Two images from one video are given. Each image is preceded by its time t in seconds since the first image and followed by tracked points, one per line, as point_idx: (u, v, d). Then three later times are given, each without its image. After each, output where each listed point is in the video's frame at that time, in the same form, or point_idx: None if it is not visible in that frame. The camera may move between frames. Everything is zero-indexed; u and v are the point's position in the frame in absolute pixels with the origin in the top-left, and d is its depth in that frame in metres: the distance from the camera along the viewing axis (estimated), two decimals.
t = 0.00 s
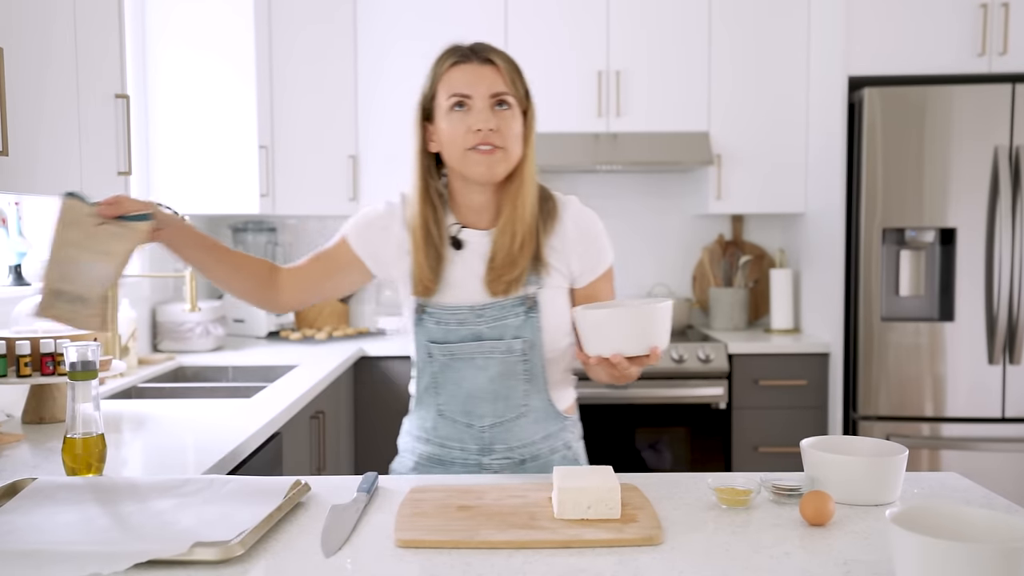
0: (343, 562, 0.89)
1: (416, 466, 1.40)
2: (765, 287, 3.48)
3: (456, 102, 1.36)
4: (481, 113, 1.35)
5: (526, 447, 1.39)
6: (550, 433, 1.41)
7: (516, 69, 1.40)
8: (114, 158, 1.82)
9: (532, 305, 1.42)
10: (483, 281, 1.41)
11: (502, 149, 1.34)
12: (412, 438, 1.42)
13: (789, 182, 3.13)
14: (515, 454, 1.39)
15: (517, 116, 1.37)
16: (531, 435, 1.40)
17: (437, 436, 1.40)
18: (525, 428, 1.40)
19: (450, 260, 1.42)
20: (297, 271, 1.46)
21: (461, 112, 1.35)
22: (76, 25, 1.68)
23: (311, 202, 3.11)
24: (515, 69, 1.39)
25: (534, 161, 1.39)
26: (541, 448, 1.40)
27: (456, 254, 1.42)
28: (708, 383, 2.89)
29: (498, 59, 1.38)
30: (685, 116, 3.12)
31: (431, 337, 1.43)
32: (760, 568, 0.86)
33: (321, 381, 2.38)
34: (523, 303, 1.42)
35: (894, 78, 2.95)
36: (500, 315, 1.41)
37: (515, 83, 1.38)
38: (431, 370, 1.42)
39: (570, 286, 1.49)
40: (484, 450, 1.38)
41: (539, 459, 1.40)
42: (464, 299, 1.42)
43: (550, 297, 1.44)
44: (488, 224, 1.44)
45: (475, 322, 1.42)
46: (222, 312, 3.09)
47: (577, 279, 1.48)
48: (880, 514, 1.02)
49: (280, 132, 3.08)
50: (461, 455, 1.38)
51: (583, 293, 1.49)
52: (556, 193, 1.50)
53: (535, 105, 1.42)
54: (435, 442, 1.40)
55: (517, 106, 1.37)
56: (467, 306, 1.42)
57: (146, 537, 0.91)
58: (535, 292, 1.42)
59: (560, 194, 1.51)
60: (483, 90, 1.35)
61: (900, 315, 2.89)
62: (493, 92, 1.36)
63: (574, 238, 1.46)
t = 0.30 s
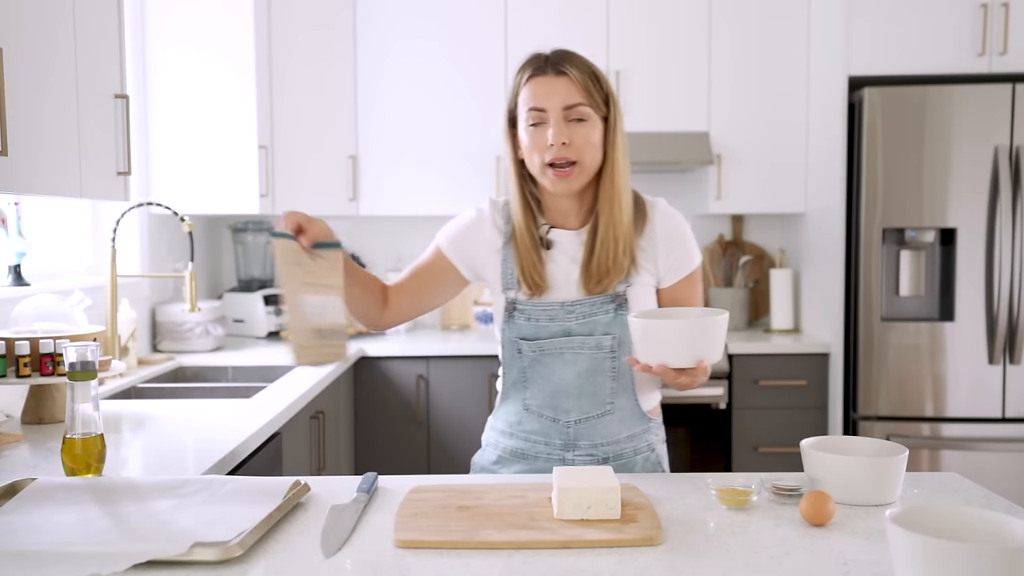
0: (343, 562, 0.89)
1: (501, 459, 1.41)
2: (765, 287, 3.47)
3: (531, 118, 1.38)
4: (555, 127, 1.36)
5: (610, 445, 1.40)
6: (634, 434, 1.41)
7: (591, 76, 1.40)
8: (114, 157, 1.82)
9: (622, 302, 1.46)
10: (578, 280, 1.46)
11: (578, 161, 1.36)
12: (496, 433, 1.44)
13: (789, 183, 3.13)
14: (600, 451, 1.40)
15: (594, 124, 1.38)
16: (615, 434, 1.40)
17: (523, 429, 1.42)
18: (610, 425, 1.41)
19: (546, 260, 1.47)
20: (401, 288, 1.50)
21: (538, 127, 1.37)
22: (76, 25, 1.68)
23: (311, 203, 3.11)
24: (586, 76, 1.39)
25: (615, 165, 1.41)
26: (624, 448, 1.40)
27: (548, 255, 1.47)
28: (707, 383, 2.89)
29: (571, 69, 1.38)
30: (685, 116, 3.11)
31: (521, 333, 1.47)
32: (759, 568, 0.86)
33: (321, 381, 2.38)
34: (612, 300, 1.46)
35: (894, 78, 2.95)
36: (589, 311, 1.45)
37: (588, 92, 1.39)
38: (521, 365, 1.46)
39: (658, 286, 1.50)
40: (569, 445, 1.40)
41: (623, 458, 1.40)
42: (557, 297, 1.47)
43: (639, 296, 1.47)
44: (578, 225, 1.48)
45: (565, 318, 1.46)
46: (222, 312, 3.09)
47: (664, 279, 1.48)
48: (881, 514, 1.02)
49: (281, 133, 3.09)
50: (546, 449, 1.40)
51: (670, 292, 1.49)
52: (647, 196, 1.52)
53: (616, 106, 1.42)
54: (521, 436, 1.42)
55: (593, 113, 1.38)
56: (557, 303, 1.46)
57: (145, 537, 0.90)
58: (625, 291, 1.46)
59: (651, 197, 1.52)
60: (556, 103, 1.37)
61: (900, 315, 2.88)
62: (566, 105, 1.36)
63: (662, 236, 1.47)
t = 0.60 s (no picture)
0: (343, 562, 0.89)
1: (521, 456, 1.38)
2: (765, 287, 3.47)
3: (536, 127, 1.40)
4: (547, 133, 1.36)
5: (633, 446, 1.37)
6: (658, 436, 1.38)
7: (580, 74, 1.38)
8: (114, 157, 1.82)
9: (654, 303, 1.43)
10: (611, 279, 1.44)
11: (575, 163, 1.37)
12: (518, 428, 1.41)
13: (789, 183, 3.13)
14: (622, 452, 1.37)
15: (586, 123, 1.36)
16: (639, 434, 1.37)
17: (545, 426, 1.39)
18: (634, 426, 1.38)
19: (580, 258, 1.44)
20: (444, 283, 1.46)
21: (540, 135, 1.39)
22: (76, 25, 1.68)
23: (310, 204, 3.11)
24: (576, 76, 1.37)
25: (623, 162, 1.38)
26: (647, 449, 1.37)
27: (583, 253, 1.44)
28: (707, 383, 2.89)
29: (554, 75, 1.38)
30: (683, 116, 3.12)
31: (551, 328, 1.44)
32: (759, 568, 0.86)
33: (322, 382, 2.38)
34: (644, 301, 1.43)
35: (894, 79, 2.95)
36: (620, 311, 1.43)
37: (575, 91, 1.36)
38: (547, 361, 1.43)
39: (691, 292, 1.46)
40: (592, 444, 1.36)
41: (645, 460, 1.37)
42: (588, 294, 1.44)
43: (672, 297, 1.43)
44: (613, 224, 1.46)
45: (596, 315, 1.43)
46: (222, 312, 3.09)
47: (698, 284, 1.45)
48: (882, 515, 1.02)
49: (281, 134, 3.08)
50: (568, 447, 1.36)
51: (705, 299, 1.46)
52: (686, 201, 1.49)
53: (615, 96, 1.37)
54: (543, 433, 1.38)
55: (583, 112, 1.36)
56: (588, 301, 1.43)
57: (145, 538, 0.91)
58: (657, 292, 1.43)
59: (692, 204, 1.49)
60: (546, 109, 1.36)
61: (900, 316, 2.88)
62: (555, 110, 1.36)
63: (700, 243, 1.44)
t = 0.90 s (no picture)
0: (343, 562, 0.89)
1: (512, 458, 1.39)
2: (765, 287, 3.47)
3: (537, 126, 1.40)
4: (548, 132, 1.36)
5: (626, 447, 1.37)
6: (650, 437, 1.39)
7: (582, 73, 1.37)
8: (114, 157, 1.82)
9: (649, 302, 1.42)
10: (607, 276, 1.43)
11: (575, 163, 1.37)
12: (509, 431, 1.41)
13: (789, 183, 3.13)
14: (615, 453, 1.37)
15: (587, 123, 1.36)
16: (633, 436, 1.38)
17: (538, 427, 1.39)
18: (627, 427, 1.38)
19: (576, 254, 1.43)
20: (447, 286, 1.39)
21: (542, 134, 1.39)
22: (75, 25, 1.68)
23: (310, 204, 3.11)
24: (578, 75, 1.37)
25: (623, 162, 1.38)
26: (640, 451, 1.38)
27: (579, 250, 1.43)
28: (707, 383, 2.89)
29: (557, 74, 1.37)
30: (683, 116, 3.12)
31: (544, 326, 1.43)
32: (759, 569, 0.86)
33: (322, 382, 2.38)
34: (639, 299, 1.42)
35: (894, 79, 2.95)
36: (615, 309, 1.42)
37: (577, 90, 1.36)
38: (540, 361, 1.42)
39: (685, 292, 1.45)
40: (585, 446, 1.37)
41: (638, 461, 1.38)
42: (582, 291, 1.43)
43: (667, 297, 1.43)
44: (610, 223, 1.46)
45: (590, 313, 1.42)
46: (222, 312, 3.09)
47: (692, 286, 1.44)
48: (881, 515, 1.02)
49: (281, 134, 3.08)
50: (561, 449, 1.37)
51: (697, 301, 1.45)
52: (682, 203, 1.48)
53: (618, 96, 1.37)
54: (535, 435, 1.38)
55: (584, 113, 1.36)
56: (584, 298, 1.42)
57: (146, 538, 0.91)
58: (652, 290, 1.42)
59: (688, 206, 1.49)
60: (548, 109, 1.36)
61: (900, 316, 2.88)
62: (557, 109, 1.36)
63: (695, 244, 1.43)
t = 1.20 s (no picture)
0: (343, 562, 0.89)
1: (499, 465, 1.37)
2: (765, 287, 3.48)
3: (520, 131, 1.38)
4: (534, 137, 1.34)
5: (615, 451, 1.37)
6: (638, 441, 1.38)
7: (566, 76, 1.36)
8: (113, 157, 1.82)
9: (637, 303, 1.42)
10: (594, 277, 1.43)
11: (562, 167, 1.36)
12: (494, 438, 1.39)
13: (789, 183, 3.13)
14: (604, 458, 1.36)
15: (573, 127, 1.35)
16: (621, 439, 1.37)
17: (524, 434, 1.37)
18: (616, 431, 1.37)
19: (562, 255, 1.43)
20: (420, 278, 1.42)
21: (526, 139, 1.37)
22: (75, 25, 1.68)
23: (310, 204, 3.12)
24: (561, 78, 1.35)
25: (610, 164, 1.37)
26: (629, 455, 1.37)
27: (566, 251, 1.43)
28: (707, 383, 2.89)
29: (540, 77, 1.35)
30: (682, 116, 3.12)
31: (532, 329, 1.42)
32: (758, 568, 0.87)
33: (321, 382, 2.39)
34: (628, 300, 1.42)
35: (894, 79, 2.95)
36: (604, 311, 1.41)
37: (561, 93, 1.35)
38: (527, 365, 1.40)
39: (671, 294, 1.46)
40: (574, 451, 1.36)
41: (626, 466, 1.37)
42: (570, 293, 1.43)
43: (655, 299, 1.43)
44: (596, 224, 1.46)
45: (579, 315, 1.42)
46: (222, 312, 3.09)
47: (679, 288, 1.45)
48: (880, 514, 1.02)
49: (280, 134, 3.08)
50: (549, 455, 1.36)
51: (683, 304, 1.47)
52: (667, 204, 1.49)
53: (603, 97, 1.36)
54: (522, 441, 1.37)
55: (569, 116, 1.34)
56: (572, 300, 1.42)
57: (146, 538, 0.91)
58: (640, 291, 1.42)
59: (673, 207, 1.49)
60: (532, 113, 1.35)
61: (900, 316, 2.89)
62: (542, 114, 1.34)
63: (682, 246, 1.44)
